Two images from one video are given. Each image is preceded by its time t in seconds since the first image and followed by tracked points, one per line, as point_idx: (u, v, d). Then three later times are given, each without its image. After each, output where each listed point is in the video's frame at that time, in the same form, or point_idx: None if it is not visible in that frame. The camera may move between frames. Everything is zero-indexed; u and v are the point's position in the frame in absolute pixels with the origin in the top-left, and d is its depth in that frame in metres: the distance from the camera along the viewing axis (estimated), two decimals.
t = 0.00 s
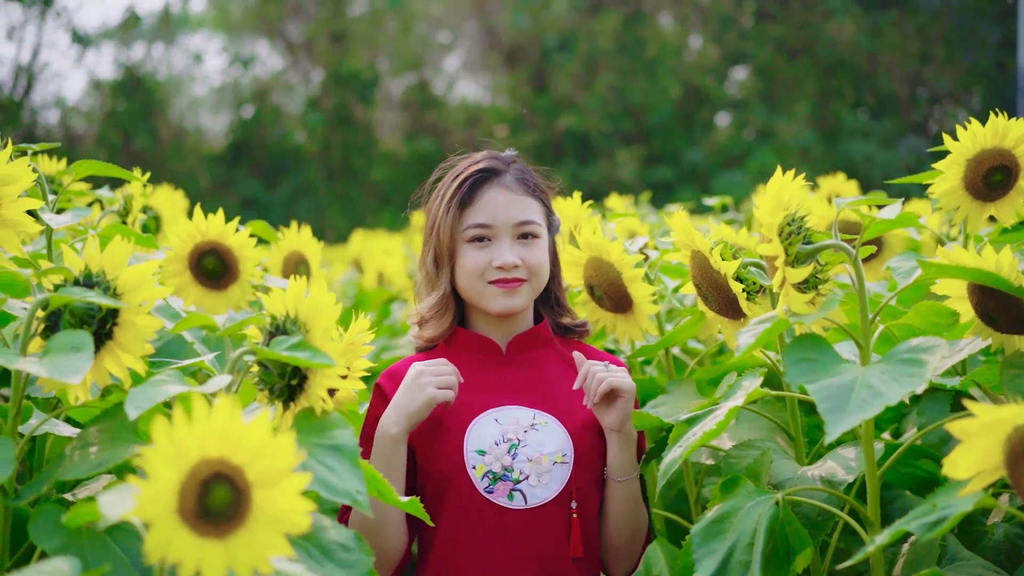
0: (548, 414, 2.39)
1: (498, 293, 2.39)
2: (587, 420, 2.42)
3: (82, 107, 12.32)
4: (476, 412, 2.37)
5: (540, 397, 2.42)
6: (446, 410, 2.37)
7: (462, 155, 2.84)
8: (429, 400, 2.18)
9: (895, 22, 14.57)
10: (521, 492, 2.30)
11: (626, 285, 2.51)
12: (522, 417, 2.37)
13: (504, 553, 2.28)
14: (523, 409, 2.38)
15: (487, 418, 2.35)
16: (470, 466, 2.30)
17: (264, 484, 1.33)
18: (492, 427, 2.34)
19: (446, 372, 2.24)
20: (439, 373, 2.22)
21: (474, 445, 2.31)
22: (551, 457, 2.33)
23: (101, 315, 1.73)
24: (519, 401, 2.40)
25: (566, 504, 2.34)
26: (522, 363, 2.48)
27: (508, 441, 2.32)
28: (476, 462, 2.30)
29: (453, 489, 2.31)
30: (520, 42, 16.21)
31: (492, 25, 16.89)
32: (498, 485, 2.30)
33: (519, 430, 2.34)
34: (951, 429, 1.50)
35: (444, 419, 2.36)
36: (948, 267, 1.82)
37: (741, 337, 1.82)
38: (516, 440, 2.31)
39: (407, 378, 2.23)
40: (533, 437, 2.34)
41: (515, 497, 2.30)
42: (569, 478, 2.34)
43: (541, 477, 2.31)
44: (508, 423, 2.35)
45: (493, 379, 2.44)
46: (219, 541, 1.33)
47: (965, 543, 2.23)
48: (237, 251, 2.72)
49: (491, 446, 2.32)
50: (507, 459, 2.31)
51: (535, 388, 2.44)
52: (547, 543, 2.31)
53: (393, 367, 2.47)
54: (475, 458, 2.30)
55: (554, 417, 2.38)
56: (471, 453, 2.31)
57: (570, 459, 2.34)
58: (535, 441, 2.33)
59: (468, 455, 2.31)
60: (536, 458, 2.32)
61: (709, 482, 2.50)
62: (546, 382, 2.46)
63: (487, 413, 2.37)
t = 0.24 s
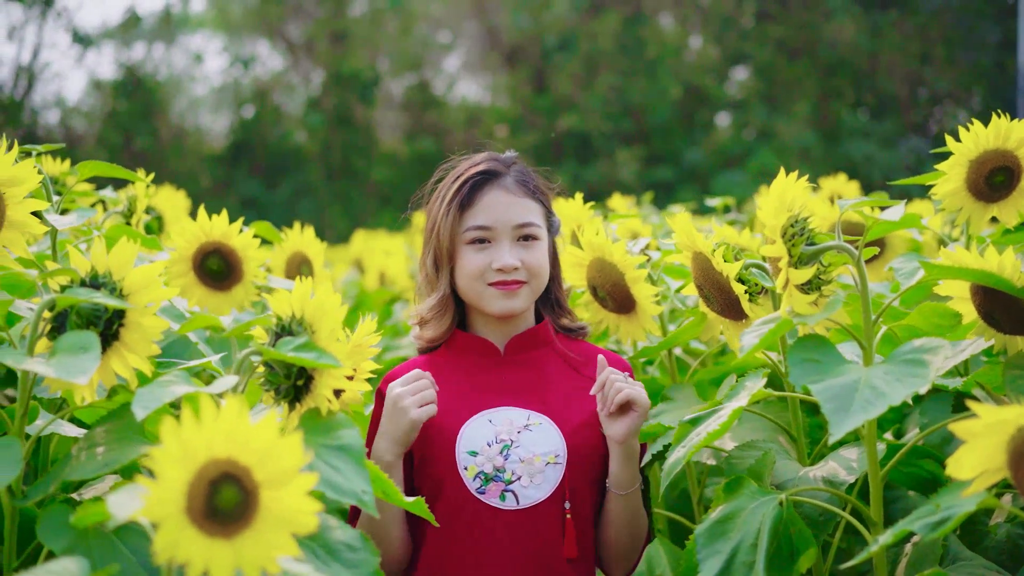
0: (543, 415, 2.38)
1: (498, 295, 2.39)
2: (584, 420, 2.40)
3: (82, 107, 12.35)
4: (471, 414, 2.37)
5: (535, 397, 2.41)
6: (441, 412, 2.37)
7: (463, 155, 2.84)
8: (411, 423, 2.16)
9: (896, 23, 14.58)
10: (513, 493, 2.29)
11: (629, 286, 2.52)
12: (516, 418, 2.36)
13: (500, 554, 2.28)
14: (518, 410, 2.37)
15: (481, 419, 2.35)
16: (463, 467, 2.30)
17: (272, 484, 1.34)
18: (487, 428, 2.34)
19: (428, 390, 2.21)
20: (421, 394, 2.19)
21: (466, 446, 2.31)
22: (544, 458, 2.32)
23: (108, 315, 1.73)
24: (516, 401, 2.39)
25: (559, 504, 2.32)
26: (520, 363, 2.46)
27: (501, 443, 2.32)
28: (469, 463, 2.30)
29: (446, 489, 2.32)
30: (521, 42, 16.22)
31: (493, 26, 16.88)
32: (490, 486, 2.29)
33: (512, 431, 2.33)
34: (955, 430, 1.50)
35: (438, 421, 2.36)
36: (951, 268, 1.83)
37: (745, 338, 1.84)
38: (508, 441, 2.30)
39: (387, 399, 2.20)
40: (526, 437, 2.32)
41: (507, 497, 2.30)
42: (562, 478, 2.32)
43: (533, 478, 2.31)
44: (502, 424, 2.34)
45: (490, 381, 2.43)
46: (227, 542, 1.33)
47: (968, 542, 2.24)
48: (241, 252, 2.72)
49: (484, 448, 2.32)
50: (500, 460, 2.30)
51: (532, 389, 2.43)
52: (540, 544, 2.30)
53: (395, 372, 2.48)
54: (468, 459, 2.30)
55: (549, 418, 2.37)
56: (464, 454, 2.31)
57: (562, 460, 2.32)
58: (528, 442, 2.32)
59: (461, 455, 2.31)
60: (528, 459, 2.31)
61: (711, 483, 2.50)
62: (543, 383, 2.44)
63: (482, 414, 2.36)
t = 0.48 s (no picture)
0: (537, 417, 2.34)
1: (500, 298, 2.39)
2: (580, 422, 2.37)
3: (83, 107, 12.36)
4: (467, 416, 2.35)
5: (531, 397, 2.39)
6: (436, 414, 2.37)
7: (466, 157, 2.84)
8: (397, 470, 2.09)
9: (896, 23, 14.58)
10: (505, 495, 2.28)
11: (632, 287, 2.52)
12: (509, 419, 2.33)
13: (495, 556, 2.27)
14: (512, 412, 2.35)
15: (476, 421, 2.33)
16: (455, 469, 2.29)
17: (280, 485, 1.34)
18: (480, 430, 2.32)
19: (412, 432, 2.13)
20: (405, 439, 2.12)
21: (458, 447, 2.30)
22: (536, 459, 2.29)
23: (114, 316, 1.74)
24: (512, 403, 2.37)
25: (552, 506, 2.30)
26: (518, 364, 2.45)
27: (493, 444, 2.29)
28: (461, 465, 2.29)
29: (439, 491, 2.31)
30: (522, 42, 16.22)
31: (493, 26, 16.88)
32: (482, 487, 2.28)
33: (505, 433, 2.30)
34: (960, 432, 1.50)
35: (433, 422, 2.36)
36: (955, 270, 1.84)
37: (750, 340, 1.84)
38: (501, 443, 2.28)
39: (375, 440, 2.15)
40: (519, 439, 2.30)
41: (499, 499, 2.28)
42: (554, 479, 2.30)
43: (525, 480, 2.28)
44: (495, 425, 2.32)
45: (488, 382, 2.42)
46: (235, 542, 1.34)
47: (972, 543, 2.24)
48: (245, 253, 2.73)
49: (476, 449, 2.30)
50: (492, 462, 2.28)
51: (529, 391, 2.40)
52: (533, 546, 2.29)
53: (398, 375, 2.49)
54: (460, 462, 2.29)
55: (543, 420, 2.34)
56: (456, 456, 2.30)
57: (554, 462, 2.29)
58: (521, 443, 2.29)
59: (452, 457, 2.30)
60: (520, 461, 2.28)
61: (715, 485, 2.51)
62: (539, 384, 2.41)
63: (478, 415, 2.35)
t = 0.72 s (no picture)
0: (533, 419, 2.35)
1: (503, 301, 2.40)
2: (574, 421, 2.36)
3: (84, 107, 12.38)
4: (464, 418, 2.37)
5: (527, 401, 2.39)
6: (435, 418, 2.39)
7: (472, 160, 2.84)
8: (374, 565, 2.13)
9: (897, 23, 14.59)
10: (497, 497, 2.28)
11: (637, 288, 2.52)
12: (504, 422, 2.34)
13: (492, 558, 2.28)
14: (507, 415, 2.35)
15: (470, 424, 2.35)
16: (448, 471, 2.30)
17: (290, 487, 1.35)
18: (475, 433, 2.33)
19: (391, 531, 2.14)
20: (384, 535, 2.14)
21: (451, 450, 2.31)
22: (529, 462, 2.29)
23: (123, 319, 1.74)
24: (508, 405, 2.38)
25: (541, 510, 2.29)
26: (517, 368, 2.46)
27: (486, 447, 2.30)
28: (454, 467, 2.30)
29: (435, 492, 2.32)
30: (523, 43, 16.22)
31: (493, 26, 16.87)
32: (475, 490, 2.28)
33: (499, 436, 2.31)
34: (966, 434, 1.51)
35: (433, 424, 2.38)
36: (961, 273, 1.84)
37: (757, 343, 1.85)
38: (493, 445, 2.29)
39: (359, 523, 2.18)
40: (513, 443, 2.31)
41: (491, 502, 2.29)
42: (546, 483, 2.29)
43: (517, 482, 2.28)
44: (490, 428, 2.33)
45: (486, 385, 2.43)
46: (246, 544, 1.34)
47: (978, 544, 2.24)
48: (250, 255, 2.73)
49: (469, 452, 2.31)
50: (484, 464, 2.29)
51: (526, 393, 2.41)
52: (523, 548, 2.28)
53: (401, 379, 2.52)
54: (453, 464, 2.30)
55: (539, 423, 2.34)
56: (450, 459, 2.31)
57: (547, 464, 2.29)
58: (514, 446, 2.30)
59: (447, 460, 2.31)
60: (512, 463, 2.29)
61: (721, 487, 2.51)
62: (534, 387, 2.42)
63: (472, 419, 2.36)
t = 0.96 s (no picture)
0: (531, 423, 2.34)
1: (506, 304, 2.40)
2: (572, 423, 2.35)
3: (84, 107, 12.40)
4: (462, 422, 2.38)
5: (525, 404, 2.39)
6: (433, 421, 2.40)
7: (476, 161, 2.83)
8: None
9: (898, 23, 14.59)
10: (494, 500, 2.28)
11: (642, 290, 2.53)
12: (503, 425, 2.34)
13: (491, 560, 2.27)
14: (505, 418, 2.36)
15: (468, 428, 2.35)
16: (446, 475, 2.31)
17: (301, 490, 1.35)
18: (473, 436, 2.34)
19: None
20: None
21: (448, 454, 2.32)
22: (525, 465, 2.29)
23: (131, 321, 1.75)
24: (506, 409, 2.38)
25: (535, 513, 2.28)
26: (516, 372, 2.46)
27: (484, 450, 2.31)
28: (452, 471, 2.31)
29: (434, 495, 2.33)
30: (523, 43, 16.23)
31: (494, 26, 16.88)
32: (472, 494, 2.29)
33: (497, 439, 2.32)
34: (974, 435, 1.51)
35: (432, 428, 2.39)
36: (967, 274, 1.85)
37: (764, 344, 1.85)
38: (490, 448, 2.29)
39: None
40: (510, 446, 2.31)
41: (488, 505, 2.29)
42: (543, 486, 2.29)
43: (514, 485, 2.28)
44: (488, 431, 2.34)
45: (485, 388, 2.44)
46: (256, 546, 1.35)
47: (983, 545, 2.25)
48: (256, 257, 2.74)
49: (467, 455, 2.31)
50: (482, 468, 2.29)
51: (524, 397, 2.40)
52: (518, 552, 2.27)
53: (405, 382, 2.53)
54: (451, 467, 2.31)
55: (536, 426, 2.34)
56: (447, 462, 2.32)
57: (544, 467, 2.29)
58: (511, 449, 2.30)
59: (445, 463, 2.32)
60: (509, 467, 2.29)
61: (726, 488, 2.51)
62: (533, 390, 2.41)
63: (470, 422, 2.37)
